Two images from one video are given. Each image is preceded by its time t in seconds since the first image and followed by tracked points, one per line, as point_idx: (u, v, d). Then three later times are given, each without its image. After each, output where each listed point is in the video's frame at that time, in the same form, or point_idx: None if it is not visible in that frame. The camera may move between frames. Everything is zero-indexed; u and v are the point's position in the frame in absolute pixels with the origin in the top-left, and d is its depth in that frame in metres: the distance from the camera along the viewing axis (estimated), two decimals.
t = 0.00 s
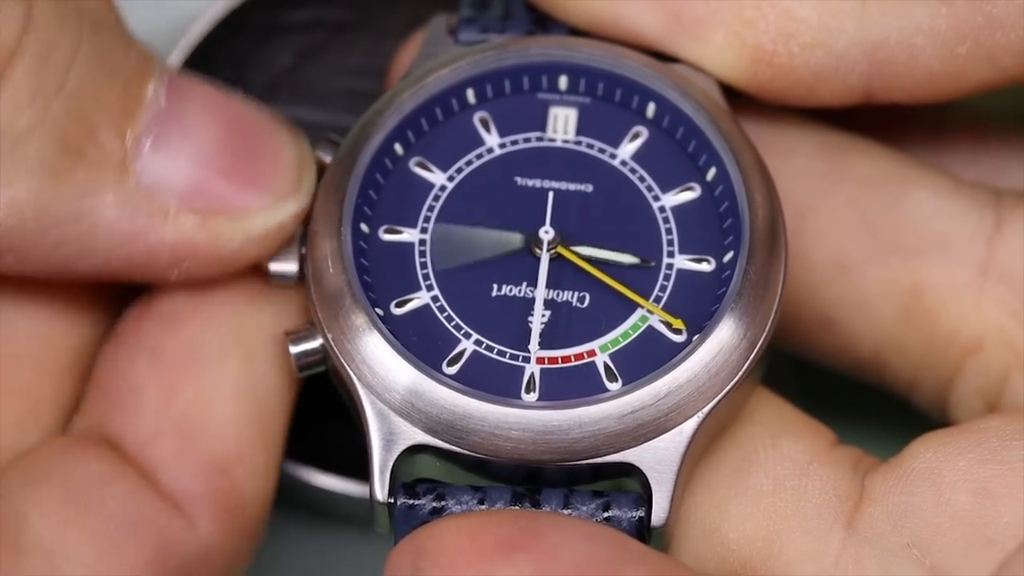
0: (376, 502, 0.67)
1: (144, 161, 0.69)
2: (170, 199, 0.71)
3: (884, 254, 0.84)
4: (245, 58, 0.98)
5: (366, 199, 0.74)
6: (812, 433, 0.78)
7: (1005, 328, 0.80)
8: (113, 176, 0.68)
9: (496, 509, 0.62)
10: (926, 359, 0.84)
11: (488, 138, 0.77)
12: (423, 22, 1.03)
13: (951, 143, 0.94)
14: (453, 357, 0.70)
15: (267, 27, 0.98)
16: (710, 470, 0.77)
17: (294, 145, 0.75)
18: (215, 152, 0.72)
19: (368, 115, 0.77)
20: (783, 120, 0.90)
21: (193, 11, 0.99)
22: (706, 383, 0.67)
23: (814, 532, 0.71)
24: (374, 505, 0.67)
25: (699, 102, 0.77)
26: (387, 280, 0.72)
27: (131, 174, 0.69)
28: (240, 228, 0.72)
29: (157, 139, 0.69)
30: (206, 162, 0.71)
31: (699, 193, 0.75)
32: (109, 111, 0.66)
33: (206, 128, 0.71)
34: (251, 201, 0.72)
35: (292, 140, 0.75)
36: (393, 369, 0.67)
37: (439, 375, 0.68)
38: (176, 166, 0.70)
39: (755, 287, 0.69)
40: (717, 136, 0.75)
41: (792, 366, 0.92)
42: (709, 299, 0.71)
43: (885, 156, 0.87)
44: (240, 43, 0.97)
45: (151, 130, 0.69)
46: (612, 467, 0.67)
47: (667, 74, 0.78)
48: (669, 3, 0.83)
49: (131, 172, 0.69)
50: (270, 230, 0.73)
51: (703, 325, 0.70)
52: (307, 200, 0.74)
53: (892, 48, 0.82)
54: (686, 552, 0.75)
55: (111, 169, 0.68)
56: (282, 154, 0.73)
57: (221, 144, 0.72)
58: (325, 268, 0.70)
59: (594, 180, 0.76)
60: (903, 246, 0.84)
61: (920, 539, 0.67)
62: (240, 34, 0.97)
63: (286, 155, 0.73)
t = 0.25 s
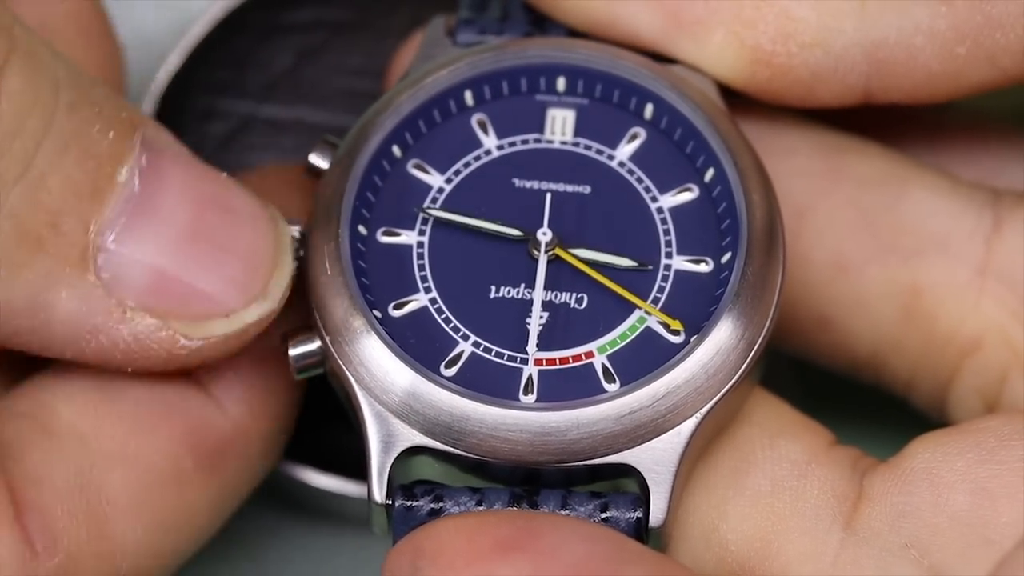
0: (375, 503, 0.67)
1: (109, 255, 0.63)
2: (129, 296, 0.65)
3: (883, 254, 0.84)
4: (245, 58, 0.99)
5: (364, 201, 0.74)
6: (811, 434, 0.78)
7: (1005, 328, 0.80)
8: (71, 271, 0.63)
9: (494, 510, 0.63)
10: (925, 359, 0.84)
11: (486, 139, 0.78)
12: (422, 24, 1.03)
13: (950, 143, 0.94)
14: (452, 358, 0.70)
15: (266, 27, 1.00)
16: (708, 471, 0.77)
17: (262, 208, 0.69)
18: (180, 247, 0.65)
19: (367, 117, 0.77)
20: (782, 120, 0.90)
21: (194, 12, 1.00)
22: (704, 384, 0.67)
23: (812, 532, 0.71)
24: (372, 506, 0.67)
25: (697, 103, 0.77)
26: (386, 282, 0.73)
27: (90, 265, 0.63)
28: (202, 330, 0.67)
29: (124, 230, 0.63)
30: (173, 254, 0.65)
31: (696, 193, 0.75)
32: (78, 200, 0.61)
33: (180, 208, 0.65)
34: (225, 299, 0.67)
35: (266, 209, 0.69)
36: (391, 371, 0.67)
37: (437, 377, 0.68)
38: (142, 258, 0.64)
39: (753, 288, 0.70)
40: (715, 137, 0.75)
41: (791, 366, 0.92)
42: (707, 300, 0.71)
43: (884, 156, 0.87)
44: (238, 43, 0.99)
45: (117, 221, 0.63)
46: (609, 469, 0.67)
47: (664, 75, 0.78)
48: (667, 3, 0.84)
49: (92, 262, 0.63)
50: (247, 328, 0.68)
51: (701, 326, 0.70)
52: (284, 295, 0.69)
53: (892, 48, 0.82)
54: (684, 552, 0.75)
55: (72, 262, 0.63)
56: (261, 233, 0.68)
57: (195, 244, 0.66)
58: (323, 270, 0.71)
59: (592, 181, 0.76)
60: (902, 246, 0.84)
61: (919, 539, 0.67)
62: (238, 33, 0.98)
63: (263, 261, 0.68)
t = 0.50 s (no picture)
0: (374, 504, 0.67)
1: (160, 95, 0.68)
2: (188, 135, 0.69)
3: (882, 255, 0.85)
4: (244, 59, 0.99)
5: (363, 201, 0.74)
6: (810, 435, 0.78)
7: (1004, 329, 0.80)
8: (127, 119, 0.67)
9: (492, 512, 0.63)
10: (924, 359, 0.84)
11: (485, 140, 0.78)
12: (421, 24, 1.03)
13: (950, 143, 0.94)
14: (451, 360, 0.70)
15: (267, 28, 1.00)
16: (708, 472, 0.77)
17: (302, 40, 0.73)
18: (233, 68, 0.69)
19: (366, 118, 0.77)
20: (781, 121, 0.90)
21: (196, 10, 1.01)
22: (703, 385, 0.67)
23: (811, 533, 0.71)
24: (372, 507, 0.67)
25: (696, 104, 0.77)
26: (385, 283, 0.73)
27: (143, 110, 0.68)
28: (264, 160, 0.71)
29: (171, 72, 0.68)
30: (218, 96, 0.69)
31: (695, 194, 0.75)
32: (116, 60, 0.66)
33: (220, 41, 0.69)
34: (264, 127, 0.71)
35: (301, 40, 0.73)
36: (390, 372, 0.67)
37: (436, 378, 0.68)
38: (193, 100, 0.68)
39: (752, 289, 0.70)
40: (714, 138, 0.75)
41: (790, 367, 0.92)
42: (706, 301, 0.71)
43: (882, 157, 0.87)
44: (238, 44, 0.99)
45: (165, 63, 0.67)
46: (609, 470, 0.67)
47: (663, 75, 0.78)
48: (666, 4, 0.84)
49: (145, 107, 0.67)
50: (295, 159, 0.72)
51: (700, 327, 0.70)
52: (333, 119, 0.73)
53: (890, 48, 0.82)
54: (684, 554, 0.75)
55: (127, 112, 0.67)
56: (301, 59, 0.72)
57: (241, 71, 0.70)
58: (322, 271, 0.70)
59: (591, 182, 0.76)
60: (900, 247, 0.84)
61: (918, 540, 0.67)
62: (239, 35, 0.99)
63: (309, 70, 0.72)
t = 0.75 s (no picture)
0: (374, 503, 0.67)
1: (132, 190, 0.67)
2: (156, 229, 0.69)
3: (883, 254, 0.85)
4: (244, 59, 0.99)
5: (363, 200, 0.74)
6: (811, 436, 0.78)
7: (1006, 329, 0.79)
8: (99, 207, 0.66)
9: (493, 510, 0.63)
10: (926, 359, 0.84)
11: (486, 140, 0.78)
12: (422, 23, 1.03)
13: (951, 143, 0.94)
14: (451, 359, 0.70)
15: (266, 27, 1.01)
16: (708, 472, 0.77)
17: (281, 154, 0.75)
18: (209, 178, 0.71)
19: (366, 117, 0.77)
20: (782, 122, 0.90)
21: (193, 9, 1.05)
22: (703, 384, 0.67)
23: (812, 533, 0.71)
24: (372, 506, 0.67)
25: (696, 103, 0.77)
26: (386, 282, 0.73)
27: (117, 200, 0.67)
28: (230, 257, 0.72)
29: (146, 165, 0.68)
30: (195, 193, 0.70)
31: (696, 194, 0.75)
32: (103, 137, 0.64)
33: (195, 148, 0.70)
34: (246, 228, 0.72)
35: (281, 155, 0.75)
36: (390, 370, 0.67)
37: (436, 377, 0.68)
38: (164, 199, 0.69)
39: (752, 288, 0.69)
40: (714, 137, 0.75)
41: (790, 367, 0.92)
42: (707, 300, 0.71)
43: (883, 157, 0.87)
44: (237, 44, 1.00)
45: (139, 158, 0.67)
46: (609, 469, 0.67)
47: (664, 75, 0.78)
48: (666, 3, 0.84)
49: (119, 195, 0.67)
50: (260, 258, 0.73)
51: (700, 326, 0.70)
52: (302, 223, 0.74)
53: (891, 47, 0.82)
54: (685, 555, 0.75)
55: (99, 198, 0.66)
56: (273, 170, 0.73)
57: (215, 177, 0.71)
58: (322, 270, 0.70)
59: (591, 182, 0.76)
60: (901, 246, 0.84)
61: (918, 539, 0.67)
62: (236, 34, 0.99)
63: (280, 182, 0.73)
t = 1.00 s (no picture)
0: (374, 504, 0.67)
1: (114, 253, 0.63)
2: (133, 294, 0.65)
3: (883, 254, 0.84)
4: (245, 60, 0.99)
5: (363, 201, 0.74)
6: (811, 437, 0.78)
7: (1006, 329, 0.79)
8: (77, 271, 0.63)
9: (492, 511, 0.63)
10: (926, 359, 0.84)
11: (485, 140, 0.78)
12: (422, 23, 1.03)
13: (951, 143, 0.93)
14: (451, 360, 0.70)
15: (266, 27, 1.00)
16: (708, 472, 0.77)
17: (271, 210, 0.69)
18: (194, 244, 0.65)
19: (366, 118, 0.77)
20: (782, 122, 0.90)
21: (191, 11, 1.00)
22: (703, 385, 0.67)
23: (812, 533, 0.71)
24: (372, 507, 0.67)
25: (696, 104, 0.77)
26: (385, 283, 0.73)
27: (96, 263, 0.63)
28: (206, 328, 0.67)
29: (130, 227, 0.63)
30: (175, 254, 0.64)
31: (696, 194, 0.75)
32: (85, 200, 0.61)
33: (186, 207, 0.64)
34: (230, 299, 0.67)
35: (272, 206, 0.70)
36: (390, 372, 0.67)
37: (436, 378, 0.68)
38: (146, 258, 0.64)
39: (752, 289, 0.69)
40: (714, 138, 0.75)
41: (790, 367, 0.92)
42: (707, 300, 0.71)
43: (883, 157, 0.87)
44: (239, 44, 0.99)
45: (123, 221, 0.63)
46: (608, 469, 0.67)
47: (664, 76, 0.78)
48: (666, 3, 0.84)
49: (97, 259, 0.63)
50: (239, 331, 0.68)
51: (699, 326, 0.70)
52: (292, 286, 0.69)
53: (891, 46, 0.82)
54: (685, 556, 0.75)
55: (78, 260, 0.62)
56: (268, 226, 0.68)
57: (199, 241, 0.65)
58: (322, 271, 0.70)
59: (591, 182, 0.76)
60: (901, 246, 0.84)
61: (918, 540, 0.67)
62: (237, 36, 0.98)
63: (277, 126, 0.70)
